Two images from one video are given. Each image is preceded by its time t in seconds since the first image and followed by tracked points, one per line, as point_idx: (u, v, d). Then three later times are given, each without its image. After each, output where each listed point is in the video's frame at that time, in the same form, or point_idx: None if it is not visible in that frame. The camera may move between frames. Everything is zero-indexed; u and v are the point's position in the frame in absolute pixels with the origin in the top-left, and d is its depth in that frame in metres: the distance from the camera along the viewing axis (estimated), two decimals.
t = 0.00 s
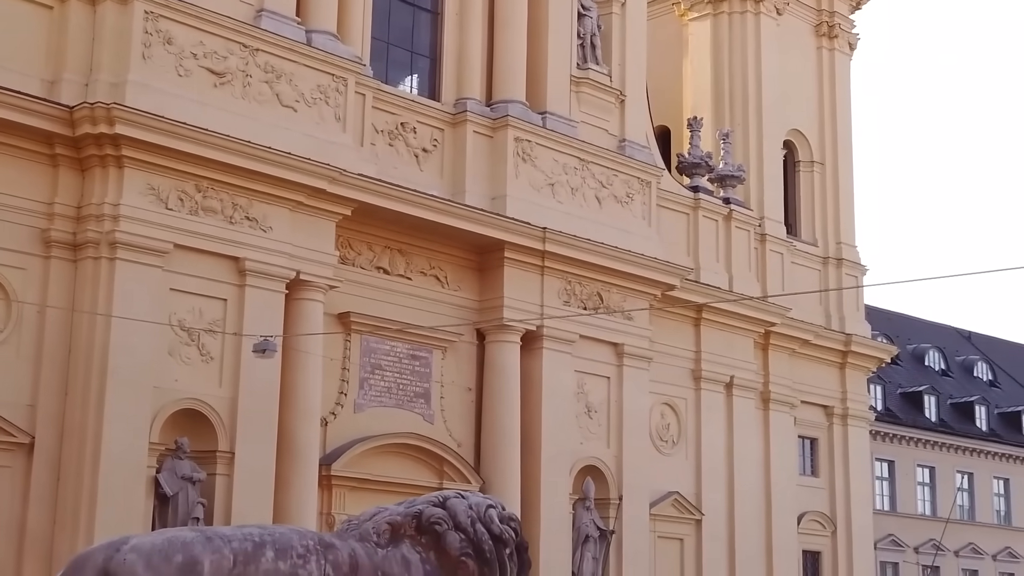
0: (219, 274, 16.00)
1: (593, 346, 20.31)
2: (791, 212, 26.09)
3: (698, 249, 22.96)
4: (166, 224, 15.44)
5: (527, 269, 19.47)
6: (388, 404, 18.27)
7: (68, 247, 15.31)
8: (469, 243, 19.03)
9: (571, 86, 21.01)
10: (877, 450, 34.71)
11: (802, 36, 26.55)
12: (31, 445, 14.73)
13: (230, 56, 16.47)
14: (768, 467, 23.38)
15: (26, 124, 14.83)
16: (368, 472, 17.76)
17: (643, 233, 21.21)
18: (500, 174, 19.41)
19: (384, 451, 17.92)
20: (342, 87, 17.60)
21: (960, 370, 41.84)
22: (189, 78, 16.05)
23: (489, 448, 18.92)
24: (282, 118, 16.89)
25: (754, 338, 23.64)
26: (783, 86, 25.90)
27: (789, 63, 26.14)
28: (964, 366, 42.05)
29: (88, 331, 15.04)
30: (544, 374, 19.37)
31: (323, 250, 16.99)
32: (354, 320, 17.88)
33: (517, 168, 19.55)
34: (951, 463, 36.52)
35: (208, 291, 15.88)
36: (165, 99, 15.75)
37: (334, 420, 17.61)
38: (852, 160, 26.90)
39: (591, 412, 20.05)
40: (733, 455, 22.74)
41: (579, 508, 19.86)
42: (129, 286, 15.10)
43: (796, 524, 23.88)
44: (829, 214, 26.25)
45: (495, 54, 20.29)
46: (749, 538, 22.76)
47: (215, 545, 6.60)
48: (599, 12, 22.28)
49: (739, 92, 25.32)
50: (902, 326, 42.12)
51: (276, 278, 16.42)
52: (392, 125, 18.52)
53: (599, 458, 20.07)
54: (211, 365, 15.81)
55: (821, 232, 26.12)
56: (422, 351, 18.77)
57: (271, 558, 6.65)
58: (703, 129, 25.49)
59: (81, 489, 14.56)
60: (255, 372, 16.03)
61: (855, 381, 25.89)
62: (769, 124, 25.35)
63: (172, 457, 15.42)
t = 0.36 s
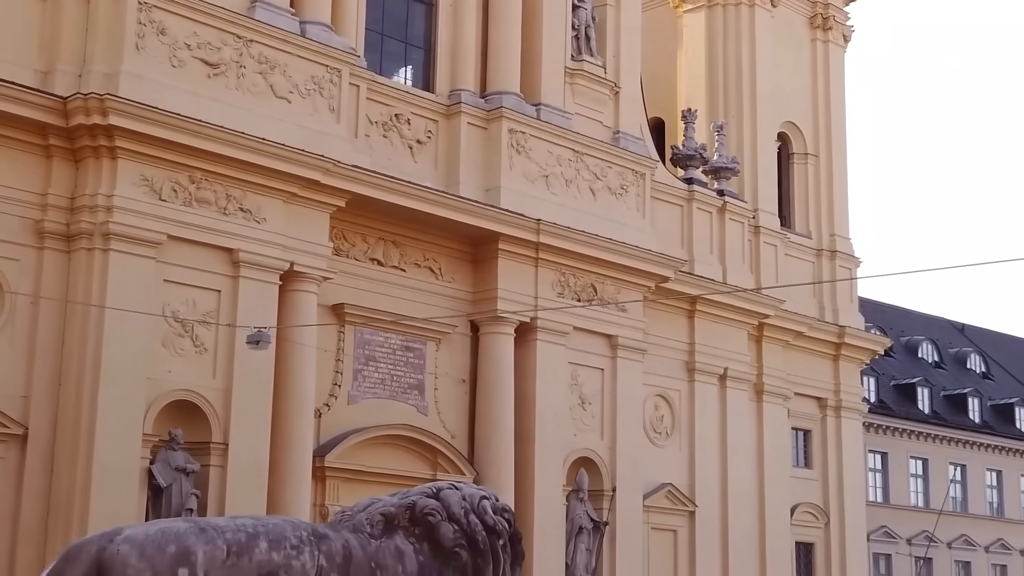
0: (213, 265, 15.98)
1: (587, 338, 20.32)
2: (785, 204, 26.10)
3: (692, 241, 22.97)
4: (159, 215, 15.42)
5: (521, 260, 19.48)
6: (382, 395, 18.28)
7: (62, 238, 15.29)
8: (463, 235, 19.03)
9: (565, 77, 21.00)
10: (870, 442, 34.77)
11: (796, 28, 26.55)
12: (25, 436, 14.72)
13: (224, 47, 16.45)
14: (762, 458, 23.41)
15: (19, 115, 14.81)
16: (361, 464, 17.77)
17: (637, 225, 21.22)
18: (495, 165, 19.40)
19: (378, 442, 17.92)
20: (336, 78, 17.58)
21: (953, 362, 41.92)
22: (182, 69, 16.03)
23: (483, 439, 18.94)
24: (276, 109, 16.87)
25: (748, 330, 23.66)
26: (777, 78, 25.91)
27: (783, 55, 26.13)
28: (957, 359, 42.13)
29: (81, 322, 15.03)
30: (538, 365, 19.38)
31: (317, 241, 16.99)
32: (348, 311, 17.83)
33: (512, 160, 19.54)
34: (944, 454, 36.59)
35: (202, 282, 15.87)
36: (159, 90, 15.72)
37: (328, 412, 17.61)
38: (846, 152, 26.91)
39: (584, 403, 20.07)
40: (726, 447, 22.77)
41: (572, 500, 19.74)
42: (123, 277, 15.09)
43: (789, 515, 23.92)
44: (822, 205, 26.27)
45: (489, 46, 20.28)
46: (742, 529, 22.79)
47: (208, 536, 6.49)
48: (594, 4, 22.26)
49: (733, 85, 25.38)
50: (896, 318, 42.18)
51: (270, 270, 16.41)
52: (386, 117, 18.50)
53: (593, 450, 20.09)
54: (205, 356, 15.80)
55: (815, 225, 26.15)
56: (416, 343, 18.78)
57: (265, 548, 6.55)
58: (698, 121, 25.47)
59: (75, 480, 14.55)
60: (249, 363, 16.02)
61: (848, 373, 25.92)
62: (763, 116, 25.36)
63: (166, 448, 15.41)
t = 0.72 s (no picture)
0: (206, 257, 15.96)
1: (581, 329, 20.33)
2: (779, 197, 26.09)
3: (686, 233, 22.98)
4: (153, 207, 15.40)
5: (515, 252, 19.48)
6: (375, 387, 18.28)
7: (55, 229, 15.27)
8: (457, 226, 19.03)
9: (559, 69, 20.98)
10: (863, 434, 34.83)
11: (791, 20, 26.56)
12: (18, 427, 14.71)
13: (218, 37, 16.42)
14: (755, 449, 23.46)
15: (13, 106, 14.78)
16: (355, 456, 17.77)
17: (631, 217, 21.23)
18: (489, 157, 19.38)
19: (371, 434, 17.92)
20: (330, 69, 17.56)
21: (946, 354, 41.98)
22: (176, 60, 16.00)
23: (476, 431, 18.94)
24: (269, 100, 16.84)
25: (741, 323, 23.69)
26: (772, 71, 25.92)
27: (778, 47, 26.15)
28: (951, 351, 42.19)
29: (75, 313, 15.01)
30: (532, 357, 19.38)
31: (311, 233, 16.98)
32: (342, 303, 17.85)
33: (506, 151, 19.53)
34: (937, 446, 36.66)
35: (195, 274, 15.85)
36: (153, 81, 15.69)
37: (322, 404, 17.61)
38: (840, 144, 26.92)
39: (578, 395, 20.09)
40: (720, 438, 22.79)
41: (566, 491, 19.85)
42: (116, 268, 15.07)
43: (782, 507, 23.95)
44: (816, 198, 26.27)
45: (484, 38, 20.27)
46: (736, 520, 22.81)
47: (202, 527, 6.27)
48: None
49: (728, 77, 25.41)
50: (889, 310, 42.23)
51: (263, 261, 16.40)
52: (380, 108, 18.49)
53: (586, 441, 20.11)
54: (199, 347, 15.79)
55: (809, 217, 26.15)
56: (410, 334, 18.78)
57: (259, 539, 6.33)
58: (692, 114, 25.57)
59: (68, 471, 14.54)
60: (243, 354, 16.01)
61: (841, 365, 25.94)
62: (757, 109, 25.37)
63: (160, 439, 15.41)
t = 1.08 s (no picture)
0: (201, 249, 15.95)
1: (576, 322, 20.34)
2: (774, 190, 26.10)
3: (681, 226, 23.00)
4: (148, 199, 15.38)
5: (510, 245, 19.48)
6: (370, 379, 18.29)
7: (49, 221, 15.25)
8: (453, 219, 19.02)
9: (554, 62, 20.99)
10: (857, 427, 34.89)
11: (785, 13, 26.60)
12: (12, 419, 14.71)
13: (212, 30, 16.40)
14: (749, 442, 23.50)
15: (6, 98, 14.77)
16: (350, 448, 17.78)
17: (626, 209, 21.23)
18: (484, 150, 19.38)
19: (366, 426, 17.92)
20: (325, 62, 17.54)
21: (940, 347, 42.05)
22: (170, 52, 15.98)
23: (471, 424, 18.96)
24: (264, 92, 16.82)
25: (736, 316, 23.69)
26: (766, 64, 25.97)
27: (772, 41, 26.19)
28: (944, 344, 42.26)
29: (69, 305, 15.00)
30: (526, 350, 19.40)
31: (306, 226, 16.97)
32: (337, 295, 17.83)
33: (501, 144, 19.53)
34: (931, 439, 36.72)
35: (190, 266, 15.83)
36: (148, 73, 15.67)
37: (316, 396, 17.62)
38: (835, 136, 26.93)
39: (572, 387, 20.11)
40: (714, 431, 22.82)
41: (561, 484, 19.84)
42: (110, 260, 15.06)
43: (776, 500, 23.99)
44: (811, 191, 26.27)
45: (479, 30, 20.27)
46: (730, 514, 22.84)
47: (197, 519, 5.92)
48: None
49: (722, 71, 25.47)
50: (883, 304, 42.29)
51: (258, 254, 16.38)
52: (375, 101, 18.48)
53: (581, 434, 20.13)
54: (193, 340, 15.77)
55: (803, 211, 26.15)
56: (405, 327, 18.77)
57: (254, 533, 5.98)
58: (686, 105, 25.25)
59: (63, 464, 14.53)
60: (237, 347, 16.01)
61: (836, 358, 25.97)
62: (752, 102, 25.40)
63: (154, 432, 15.41)
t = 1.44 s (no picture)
0: (195, 241, 15.94)
1: (570, 315, 20.35)
2: (768, 183, 26.19)
3: (675, 219, 23.00)
4: (142, 191, 15.37)
5: (504, 238, 19.48)
6: (364, 371, 18.29)
7: (43, 213, 15.23)
8: (447, 212, 19.02)
9: (548, 54, 20.97)
10: (851, 420, 34.94)
11: (780, 6, 26.57)
12: (6, 411, 14.69)
13: (206, 21, 16.37)
14: (743, 434, 23.53)
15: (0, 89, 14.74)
16: (344, 440, 17.80)
17: (620, 202, 21.23)
18: (478, 142, 19.37)
19: (360, 418, 17.93)
20: (319, 54, 17.51)
21: (934, 340, 42.11)
22: (164, 44, 15.96)
23: (465, 416, 18.96)
24: (258, 84, 16.80)
25: (730, 308, 23.71)
26: (761, 57, 25.94)
27: (767, 33, 26.17)
28: (938, 337, 42.31)
29: (63, 296, 14.99)
30: (520, 342, 19.40)
31: (300, 218, 16.96)
32: (331, 287, 17.82)
33: (495, 137, 19.52)
34: (924, 432, 36.78)
35: (183, 258, 15.81)
36: (142, 65, 15.65)
37: (310, 388, 17.62)
38: (829, 129, 26.93)
39: (566, 380, 20.13)
40: (708, 424, 22.84)
41: (555, 476, 19.95)
42: (104, 252, 15.04)
43: (770, 492, 24.02)
44: (806, 183, 26.27)
45: (473, 22, 20.24)
46: (724, 506, 22.87)
47: (191, 510, 5.89)
48: None
49: (717, 65, 25.48)
50: (878, 297, 42.32)
51: (253, 246, 16.36)
52: (369, 93, 18.46)
53: (575, 426, 20.15)
54: (187, 332, 15.76)
55: (797, 203, 26.14)
56: (399, 319, 18.77)
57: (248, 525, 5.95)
58: (681, 98, 25.36)
59: (56, 456, 14.53)
60: (231, 339, 16.00)
61: (829, 350, 25.99)
62: (746, 95, 25.38)
63: (148, 424, 15.40)
